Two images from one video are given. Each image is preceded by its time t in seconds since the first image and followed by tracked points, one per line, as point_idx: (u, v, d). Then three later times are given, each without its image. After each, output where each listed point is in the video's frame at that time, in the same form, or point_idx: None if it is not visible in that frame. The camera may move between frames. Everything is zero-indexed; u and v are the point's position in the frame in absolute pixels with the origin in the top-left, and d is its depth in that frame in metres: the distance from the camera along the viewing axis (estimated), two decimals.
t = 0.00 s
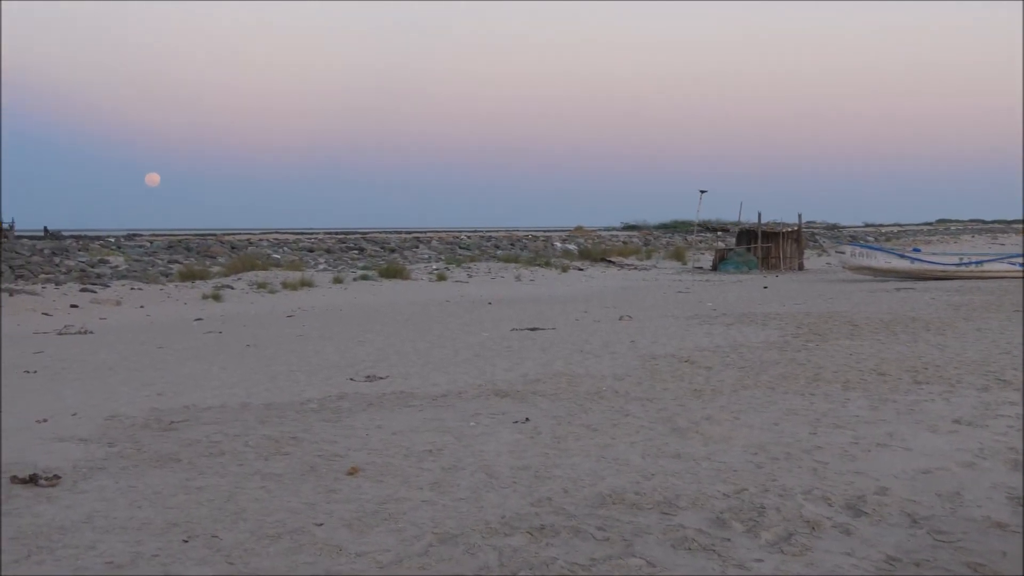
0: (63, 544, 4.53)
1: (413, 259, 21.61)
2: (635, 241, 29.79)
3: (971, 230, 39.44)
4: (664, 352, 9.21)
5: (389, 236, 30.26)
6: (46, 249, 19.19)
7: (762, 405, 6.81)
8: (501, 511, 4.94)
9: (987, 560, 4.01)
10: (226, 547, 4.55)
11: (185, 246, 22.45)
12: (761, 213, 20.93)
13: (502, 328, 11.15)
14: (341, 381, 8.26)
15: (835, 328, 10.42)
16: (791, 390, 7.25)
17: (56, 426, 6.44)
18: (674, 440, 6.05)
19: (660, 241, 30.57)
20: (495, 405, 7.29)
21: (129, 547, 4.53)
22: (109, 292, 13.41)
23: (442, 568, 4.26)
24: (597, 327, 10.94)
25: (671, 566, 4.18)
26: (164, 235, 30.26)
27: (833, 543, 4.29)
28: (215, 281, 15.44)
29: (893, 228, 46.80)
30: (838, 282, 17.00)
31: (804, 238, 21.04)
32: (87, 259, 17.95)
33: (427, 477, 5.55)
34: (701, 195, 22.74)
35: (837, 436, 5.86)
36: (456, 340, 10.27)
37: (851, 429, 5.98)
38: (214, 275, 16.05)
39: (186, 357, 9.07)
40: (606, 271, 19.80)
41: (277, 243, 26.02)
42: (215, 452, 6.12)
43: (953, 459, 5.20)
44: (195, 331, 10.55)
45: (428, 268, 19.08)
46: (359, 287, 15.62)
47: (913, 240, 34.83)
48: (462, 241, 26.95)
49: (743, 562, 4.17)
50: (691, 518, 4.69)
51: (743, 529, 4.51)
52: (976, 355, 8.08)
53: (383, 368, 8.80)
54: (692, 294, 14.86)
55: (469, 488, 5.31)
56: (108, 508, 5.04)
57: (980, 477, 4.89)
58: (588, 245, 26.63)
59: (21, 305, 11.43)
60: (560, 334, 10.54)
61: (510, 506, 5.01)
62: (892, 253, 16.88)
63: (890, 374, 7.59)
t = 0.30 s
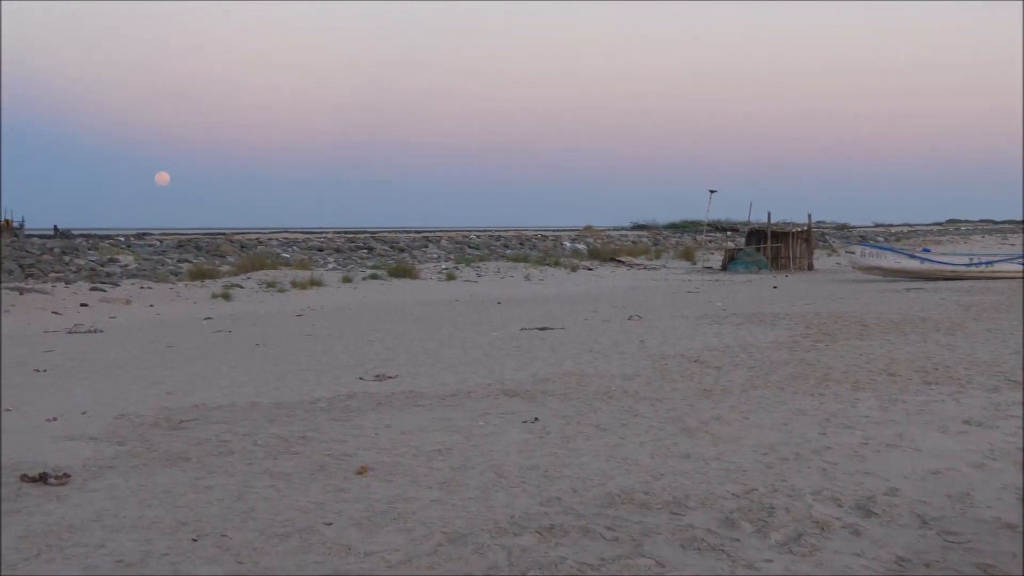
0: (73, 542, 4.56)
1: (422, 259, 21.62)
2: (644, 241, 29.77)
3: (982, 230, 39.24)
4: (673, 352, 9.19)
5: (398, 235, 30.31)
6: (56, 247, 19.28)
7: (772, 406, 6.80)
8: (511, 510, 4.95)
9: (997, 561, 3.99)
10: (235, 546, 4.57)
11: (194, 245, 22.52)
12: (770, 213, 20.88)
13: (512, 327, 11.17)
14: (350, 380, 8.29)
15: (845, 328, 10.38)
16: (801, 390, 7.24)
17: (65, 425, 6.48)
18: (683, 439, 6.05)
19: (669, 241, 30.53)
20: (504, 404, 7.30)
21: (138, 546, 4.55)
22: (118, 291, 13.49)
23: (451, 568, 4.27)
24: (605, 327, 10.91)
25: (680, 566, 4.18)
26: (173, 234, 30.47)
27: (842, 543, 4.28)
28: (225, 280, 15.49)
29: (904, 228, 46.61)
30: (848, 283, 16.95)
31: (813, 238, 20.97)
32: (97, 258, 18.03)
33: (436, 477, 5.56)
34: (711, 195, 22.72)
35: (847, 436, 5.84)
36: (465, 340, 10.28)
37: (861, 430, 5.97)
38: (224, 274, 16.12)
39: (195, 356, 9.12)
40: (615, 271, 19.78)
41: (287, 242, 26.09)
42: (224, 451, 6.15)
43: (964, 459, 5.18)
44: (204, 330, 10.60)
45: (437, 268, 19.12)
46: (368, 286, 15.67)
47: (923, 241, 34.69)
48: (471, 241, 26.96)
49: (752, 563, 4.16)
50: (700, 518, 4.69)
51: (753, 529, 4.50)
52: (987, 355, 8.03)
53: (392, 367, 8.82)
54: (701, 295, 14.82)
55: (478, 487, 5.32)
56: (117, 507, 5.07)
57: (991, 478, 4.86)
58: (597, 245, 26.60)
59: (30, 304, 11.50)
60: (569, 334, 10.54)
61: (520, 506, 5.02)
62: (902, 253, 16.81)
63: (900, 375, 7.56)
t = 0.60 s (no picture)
0: (88, 540, 4.62)
1: (436, 258, 21.65)
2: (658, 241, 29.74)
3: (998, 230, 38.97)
4: (687, 352, 9.18)
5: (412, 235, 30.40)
6: (73, 246, 19.44)
7: (786, 406, 6.79)
8: (524, 510, 4.97)
9: (1013, 562, 3.98)
10: (249, 544, 4.61)
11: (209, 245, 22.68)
12: (785, 213, 20.81)
13: (526, 326, 11.21)
14: (364, 379, 8.33)
15: (860, 328, 10.33)
16: (815, 391, 7.22)
17: (81, 424, 6.55)
18: (697, 439, 6.05)
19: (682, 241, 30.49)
20: (518, 404, 7.32)
21: (154, 544, 4.60)
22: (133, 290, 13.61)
23: (464, 567, 4.29)
24: (619, 327, 10.89)
25: (694, 565, 4.19)
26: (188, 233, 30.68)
27: (856, 544, 4.27)
28: (239, 279, 15.60)
29: (919, 228, 46.37)
30: (862, 283, 16.86)
31: (828, 239, 20.88)
32: (112, 256, 18.18)
33: (450, 476, 5.58)
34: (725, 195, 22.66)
35: (861, 437, 5.83)
36: (478, 340, 10.29)
37: (875, 430, 5.95)
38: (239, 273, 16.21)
39: (210, 354, 9.20)
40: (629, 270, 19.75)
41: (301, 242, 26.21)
42: (239, 450, 6.20)
43: (979, 459, 5.15)
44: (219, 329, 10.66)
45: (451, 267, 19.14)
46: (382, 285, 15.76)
47: (938, 241, 34.52)
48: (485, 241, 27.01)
49: (766, 563, 4.16)
50: (714, 518, 4.69)
51: (767, 530, 4.50)
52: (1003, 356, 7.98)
53: (406, 367, 8.85)
54: (716, 295, 14.77)
55: (491, 486, 5.34)
56: (132, 506, 5.13)
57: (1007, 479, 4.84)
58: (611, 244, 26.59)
59: (46, 304, 11.61)
60: (583, 334, 10.53)
61: (533, 505, 5.04)
62: (917, 254, 16.69)
63: (914, 375, 7.53)
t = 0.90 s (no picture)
0: (105, 539, 4.67)
1: (452, 258, 21.69)
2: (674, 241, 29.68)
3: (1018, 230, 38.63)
4: (703, 352, 9.16)
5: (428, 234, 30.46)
6: (92, 246, 19.61)
7: (803, 406, 6.76)
8: (540, 509, 4.98)
9: None
10: (266, 543, 4.65)
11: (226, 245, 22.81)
12: (802, 213, 20.71)
13: (541, 326, 11.24)
14: (380, 379, 8.37)
15: (877, 328, 10.28)
16: (832, 391, 7.19)
17: (97, 423, 6.62)
18: (714, 440, 6.04)
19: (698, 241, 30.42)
20: (534, 404, 7.33)
21: (171, 543, 4.65)
22: (151, 289, 13.73)
23: (479, 567, 4.31)
24: (635, 326, 10.87)
25: (710, 566, 4.19)
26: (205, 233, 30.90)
27: (873, 544, 4.26)
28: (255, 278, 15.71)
29: (937, 228, 46.05)
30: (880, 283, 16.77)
31: (845, 239, 20.75)
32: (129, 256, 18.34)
33: (466, 475, 5.61)
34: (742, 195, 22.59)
35: (878, 437, 5.80)
36: (494, 339, 10.31)
37: (893, 430, 5.92)
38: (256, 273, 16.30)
39: (227, 353, 9.28)
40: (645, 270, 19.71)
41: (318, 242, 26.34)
42: (255, 449, 6.25)
43: (998, 460, 5.12)
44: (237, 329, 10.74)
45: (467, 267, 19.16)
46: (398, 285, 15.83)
47: (956, 241, 34.28)
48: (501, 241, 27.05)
49: (782, 563, 4.16)
50: (730, 518, 4.69)
51: (784, 530, 4.49)
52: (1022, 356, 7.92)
53: (422, 366, 8.88)
54: (733, 295, 14.72)
55: (507, 486, 5.36)
56: (149, 504, 5.18)
57: None
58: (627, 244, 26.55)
59: (64, 304, 11.72)
60: (599, 334, 10.52)
61: (549, 505, 5.05)
62: (935, 254, 16.58)
63: (932, 375, 7.48)
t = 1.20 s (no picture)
0: (123, 539, 4.72)
1: (468, 258, 21.72)
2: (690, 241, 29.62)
3: None
4: (720, 353, 9.13)
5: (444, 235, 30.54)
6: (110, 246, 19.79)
7: (820, 406, 6.74)
8: (556, 510, 4.99)
9: None
10: (283, 543, 4.68)
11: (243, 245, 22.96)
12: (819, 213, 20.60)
13: (557, 326, 11.26)
14: (397, 379, 8.40)
15: (895, 328, 10.22)
16: (849, 391, 7.16)
17: (115, 423, 6.69)
18: (730, 440, 6.03)
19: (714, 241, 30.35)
20: (550, 404, 7.34)
21: (188, 542, 4.70)
22: (168, 289, 13.84)
23: (495, 567, 4.33)
24: (651, 327, 10.87)
25: (727, 566, 4.19)
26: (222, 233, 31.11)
27: (891, 546, 4.24)
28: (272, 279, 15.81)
29: (957, 228, 45.71)
30: (897, 283, 16.67)
31: (863, 238, 20.62)
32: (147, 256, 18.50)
33: (482, 475, 5.62)
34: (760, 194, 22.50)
35: (896, 437, 5.78)
36: (510, 339, 10.34)
37: (911, 431, 5.89)
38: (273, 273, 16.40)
39: (244, 353, 9.35)
40: (661, 270, 19.67)
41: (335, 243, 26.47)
42: (272, 449, 6.29)
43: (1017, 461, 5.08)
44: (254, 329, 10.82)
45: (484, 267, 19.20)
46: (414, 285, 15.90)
47: (975, 241, 34.02)
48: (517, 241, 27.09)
49: (799, 564, 4.14)
50: (747, 519, 4.68)
51: (801, 531, 4.48)
52: None
53: (439, 366, 8.92)
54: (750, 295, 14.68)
55: (523, 486, 5.37)
56: (166, 504, 5.24)
57: None
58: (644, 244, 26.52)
59: (82, 304, 11.85)
60: (615, 334, 10.53)
61: (565, 506, 5.06)
62: (953, 254, 16.44)
63: (951, 376, 7.43)
